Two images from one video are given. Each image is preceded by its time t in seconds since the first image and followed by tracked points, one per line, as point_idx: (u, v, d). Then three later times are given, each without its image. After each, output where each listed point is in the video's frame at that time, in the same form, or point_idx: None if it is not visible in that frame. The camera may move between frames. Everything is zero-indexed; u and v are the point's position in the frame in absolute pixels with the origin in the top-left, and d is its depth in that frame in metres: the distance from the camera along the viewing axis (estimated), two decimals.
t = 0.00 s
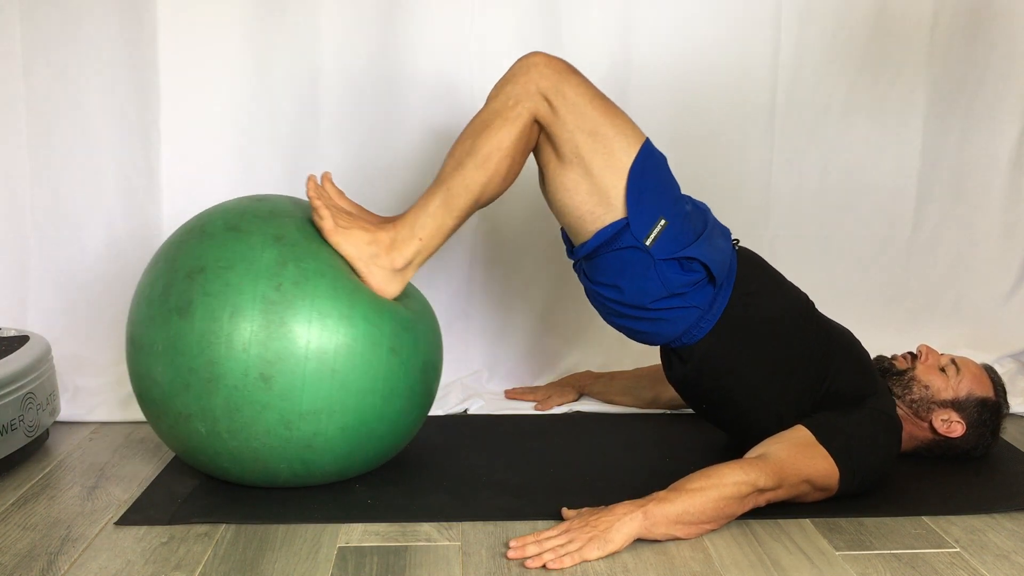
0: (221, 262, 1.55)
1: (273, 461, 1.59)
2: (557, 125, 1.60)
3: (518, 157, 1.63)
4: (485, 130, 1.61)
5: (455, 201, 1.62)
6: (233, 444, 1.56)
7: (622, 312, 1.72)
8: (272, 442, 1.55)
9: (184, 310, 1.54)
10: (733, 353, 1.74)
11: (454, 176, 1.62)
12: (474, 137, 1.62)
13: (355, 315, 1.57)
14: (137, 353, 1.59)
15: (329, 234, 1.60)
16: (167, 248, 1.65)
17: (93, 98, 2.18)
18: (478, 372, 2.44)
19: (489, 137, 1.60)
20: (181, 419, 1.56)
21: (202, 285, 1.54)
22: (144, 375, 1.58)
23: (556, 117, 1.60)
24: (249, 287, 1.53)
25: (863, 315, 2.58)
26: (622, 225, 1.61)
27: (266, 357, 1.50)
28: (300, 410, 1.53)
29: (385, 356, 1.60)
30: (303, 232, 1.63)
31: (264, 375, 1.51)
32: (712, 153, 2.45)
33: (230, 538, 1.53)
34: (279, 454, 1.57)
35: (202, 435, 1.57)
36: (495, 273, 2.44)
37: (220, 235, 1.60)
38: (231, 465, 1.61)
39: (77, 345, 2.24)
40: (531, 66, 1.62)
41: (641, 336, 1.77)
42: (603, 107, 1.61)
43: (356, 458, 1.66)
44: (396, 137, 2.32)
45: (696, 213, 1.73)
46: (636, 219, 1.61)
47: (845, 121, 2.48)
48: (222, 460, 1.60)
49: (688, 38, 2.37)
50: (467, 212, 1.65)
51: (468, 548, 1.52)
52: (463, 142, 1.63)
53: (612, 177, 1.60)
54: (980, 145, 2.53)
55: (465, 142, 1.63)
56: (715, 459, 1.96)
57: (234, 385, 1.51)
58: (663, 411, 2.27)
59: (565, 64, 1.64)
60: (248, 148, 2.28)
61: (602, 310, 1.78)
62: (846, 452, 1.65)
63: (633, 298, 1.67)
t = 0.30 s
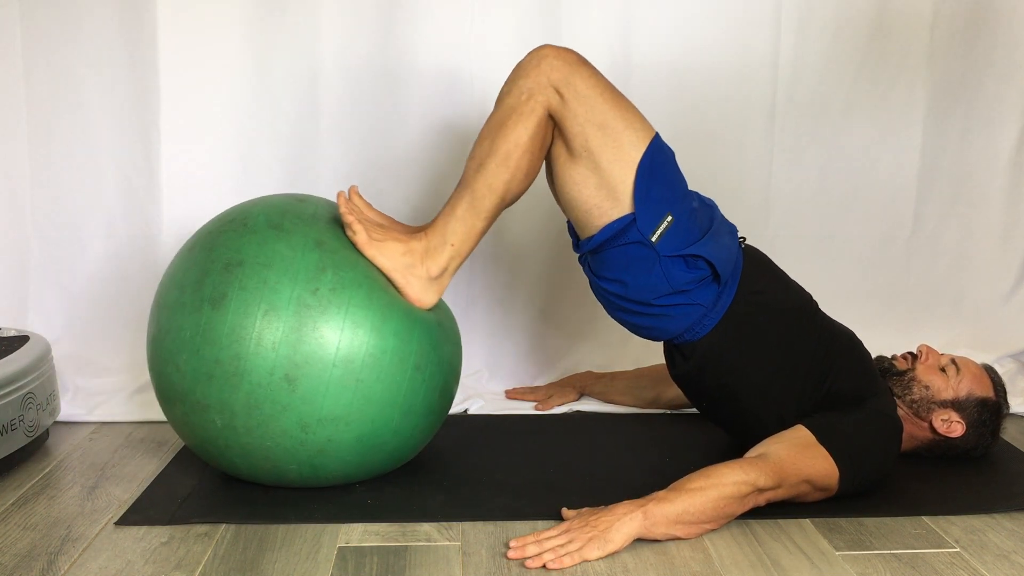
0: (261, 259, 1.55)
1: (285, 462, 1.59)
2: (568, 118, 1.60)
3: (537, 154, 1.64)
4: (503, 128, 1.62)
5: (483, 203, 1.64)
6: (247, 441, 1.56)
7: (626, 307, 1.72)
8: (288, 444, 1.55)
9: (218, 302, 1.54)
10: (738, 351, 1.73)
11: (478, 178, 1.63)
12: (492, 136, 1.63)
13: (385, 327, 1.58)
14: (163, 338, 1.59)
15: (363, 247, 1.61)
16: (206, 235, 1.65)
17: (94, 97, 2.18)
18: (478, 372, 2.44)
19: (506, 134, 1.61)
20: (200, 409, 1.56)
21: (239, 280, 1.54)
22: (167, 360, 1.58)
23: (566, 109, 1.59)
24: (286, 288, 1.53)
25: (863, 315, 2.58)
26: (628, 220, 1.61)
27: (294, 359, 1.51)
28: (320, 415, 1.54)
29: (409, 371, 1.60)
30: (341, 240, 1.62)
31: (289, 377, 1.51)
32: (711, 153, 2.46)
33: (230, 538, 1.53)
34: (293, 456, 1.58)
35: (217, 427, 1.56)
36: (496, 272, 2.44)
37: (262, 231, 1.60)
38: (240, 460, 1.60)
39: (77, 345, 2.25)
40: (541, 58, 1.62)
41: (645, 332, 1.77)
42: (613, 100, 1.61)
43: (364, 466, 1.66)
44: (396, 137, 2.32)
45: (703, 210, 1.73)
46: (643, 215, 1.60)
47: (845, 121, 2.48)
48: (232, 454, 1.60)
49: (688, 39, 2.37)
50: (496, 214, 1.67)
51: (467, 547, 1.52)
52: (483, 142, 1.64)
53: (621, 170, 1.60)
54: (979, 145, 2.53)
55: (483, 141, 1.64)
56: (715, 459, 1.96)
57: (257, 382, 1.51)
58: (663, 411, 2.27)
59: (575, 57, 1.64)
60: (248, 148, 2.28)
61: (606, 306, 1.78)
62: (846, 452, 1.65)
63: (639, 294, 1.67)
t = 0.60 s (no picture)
0: (265, 261, 1.55)
1: (286, 463, 1.59)
2: (570, 117, 1.60)
3: (539, 154, 1.64)
4: (505, 128, 1.62)
5: (486, 204, 1.64)
6: (249, 442, 1.55)
7: (628, 306, 1.72)
8: (290, 446, 1.55)
9: (222, 303, 1.54)
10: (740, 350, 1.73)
11: (480, 179, 1.63)
12: (494, 136, 1.63)
13: (388, 330, 1.58)
14: (167, 338, 1.59)
15: (367, 250, 1.61)
16: (211, 235, 1.65)
17: (94, 97, 2.18)
18: (478, 373, 2.43)
19: (508, 134, 1.61)
20: (202, 410, 1.56)
21: (243, 281, 1.54)
22: (170, 361, 1.57)
23: (568, 109, 1.60)
24: (290, 290, 1.53)
25: (863, 315, 2.58)
26: (629, 220, 1.61)
27: (297, 361, 1.51)
28: (323, 417, 1.53)
29: (411, 375, 1.61)
30: (346, 242, 1.62)
31: (292, 379, 1.51)
32: (711, 154, 2.46)
33: (230, 538, 1.53)
34: (294, 458, 1.57)
35: (218, 429, 1.56)
36: (496, 273, 2.44)
37: (266, 232, 1.60)
38: (241, 460, 1.60)
39: (77, 345, 2.24)
40: (542, 58, 1.62)
41: (646, 331, 1.77)
42: (615, 100, 1.61)
43: (365, 468, 1.66)
44: (396, 137, 2.32)
45: (705, 209, 1.73)
46: (645, 214, 1.60)
47: (845, 121, 2.48)
48: (233, 455, 1.60)
49: (688, 39, 2.37)
50: (499, 214, 1.67)
51: (467, 547, 1.52)
52: (484, 143, 1.64)
53: (623, 169, 1.60)
54: (979, 146, 2.53)
55: (486, 142, 1.64)
56: (715, 459, 1.96)
57: (259, 383, 1.50)
58: (663, 412, 2.27)
59: (576, 56, 1.64)
60: (248, 149, 2.28)
61: (608, 305, 1.78)
62: (847, 452, 1.65)
63: (640, 293, 1.67)
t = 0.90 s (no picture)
0: (252, 259, 1.56)
1: (282, 461, 1.59)
2: (566, 121, 1.60)
3: (532, 155, 1.64)
4: (499, 129, 1.62)
5: (476, 204, 1.64)
6: (244, 441, 1.56)
7: (625, 308, 1.72)
8: (285, 443, 1.55)
9: (210, 304, 1.54)
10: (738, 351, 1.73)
11: (472, 180, 1.63)
12: (487, 137, 1.63)
13: (378, 322, 1.58)
14: (157, 342, 1.59)
15: (355, 245, 1.61)
16: (195, 239, 1.65)
17: (94, 97, 2.18)
18: (478, 372, 2.43)
19: (502, 136, 1.61)
20: (195, 411, 1.56)
21: (231, 281, 1.54)
22: (162, 364, 1.57)
23: (564, 112, 1.59)
24: (278, 287, 1.53)
25: (863, 315, 2.58)
26: (626, 222, 1.60)
27: (288, 358, 1.51)
28: (316, 413, 1.54)
29: (404, 366, 1.61)
30: (332, 237, 1.63)
31: (284, 376, 1.51)
32: (711, 154, 2.46)
33: (230, 538, 1.53)
34: (290, 455, 1.57)
35: (213, 429, 1.56)
36: (496, 273, 2.44)
37: (251, 231, 1.60)
38: (238, 461, 1.60)
39: (77, 345, 2.24)
40: (538, 61, 1.62)
41: (644, 334, 1.77)
42: (611, 103, 1.61)
43: (363, 463, 1.66)
44: (396, 137, 2.32)
45: (701, 211, 1.73)
46: (641, 216, 1.60)
47: (845, 121, 2.48)
48: (230, 455, 1.60)
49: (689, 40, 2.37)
50: (489, 214, 1.66)
51: (467, 547, 1.52)
52: (478, 143, 1.64)
53: (619, 173, 1.60)
54: (979, 146, 2.53)
55: (479, 142, 1.64)
56: (715, 459, 1.96)
57: (252, 381, 1.51)
58: (663, 412, 2.27)
59: (573, 59, 1.63)
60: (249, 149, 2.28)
61: (605, 307, 1.78)
62: (846, 452, 1.65)
63: (637, 295, 1.67)
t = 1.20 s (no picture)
0: (210, 260, 1.56)
1: (271, 457, 1.59)
2: (553, 129, 1.60)
3: (511, 159, 1.64)
4: (481, 133, 1.62)
5: (448, 203, 1.63)
6: (228, 441, 1.56)
7: (621, 315, 1.71)
8: (269, 438, 1.55)
9: (175, 310, 1.54)
10: (734, 354, 1.73)
11: (447, 178, 1.62)
12: (469, 138, 1.62)
13: (346, 307, 1.58)
14: (130, 356, 1.59)
15: (321, 230, 1.61)
16: (156, 252, 1.65)
17: (94, 97, 2.18)
18: (478, 372, 2.43)
19: (484, 140, 1.61)
20: (176, 419, 1.56)
21: (192, 284, 1.54)
22: (139, 377, 1.58)
23: (552, 121, 1.60)
24: (240, 284, 1.53)
25: (863, 315, 2.58)
26: (620, 228, 1.60)
27: (260, 353, 1.51)
28: (296, 404, 1.53)
29: (378, 347, 1.60)
30: (298, 230, 1.63)
31: (258, 371, 1.51)
32: (711, 154, 2.46)
33: (230, 538, 1.53)
34: (276, 450, 1.57)
35: (198, 435, 1.56)
36: (495, 273, 2.44)
37: (207, 235, 1.60)
38: (230, 465, 1.61)
39: (77, 345, 2.24)
40: (527, 69, 1.62)
41: (640, 339, 1.76)
42: (599, 111, 1.61)
43: (353, 452, 1.66)
44: (396, 137, 2.32)
45: (693, 216, 1.73)
46: (634, 221, 1.60)
47: (845, 121, 2.48)
48: (219, 460, 1.60)
49: (689, 40, 2.38)
50: (461, 212, 1.66)
51: (467, 547, 1.52)
52: (458, 141, 1.64)
53: (610, 180, 1.60)
54: (980, 146, 2.53)
55: (459, 143, 1.64)
56: (715, 459, 1.96)
57: (229, 382, 1.51)
58: (663, 411, 2.27)
59: (562, 68, 1.64)
60: (249, 149, 2.28)
61: (600, 313, 1.78)
62: (846, 452, 1.65)
63: (632, 302, 1.67)
